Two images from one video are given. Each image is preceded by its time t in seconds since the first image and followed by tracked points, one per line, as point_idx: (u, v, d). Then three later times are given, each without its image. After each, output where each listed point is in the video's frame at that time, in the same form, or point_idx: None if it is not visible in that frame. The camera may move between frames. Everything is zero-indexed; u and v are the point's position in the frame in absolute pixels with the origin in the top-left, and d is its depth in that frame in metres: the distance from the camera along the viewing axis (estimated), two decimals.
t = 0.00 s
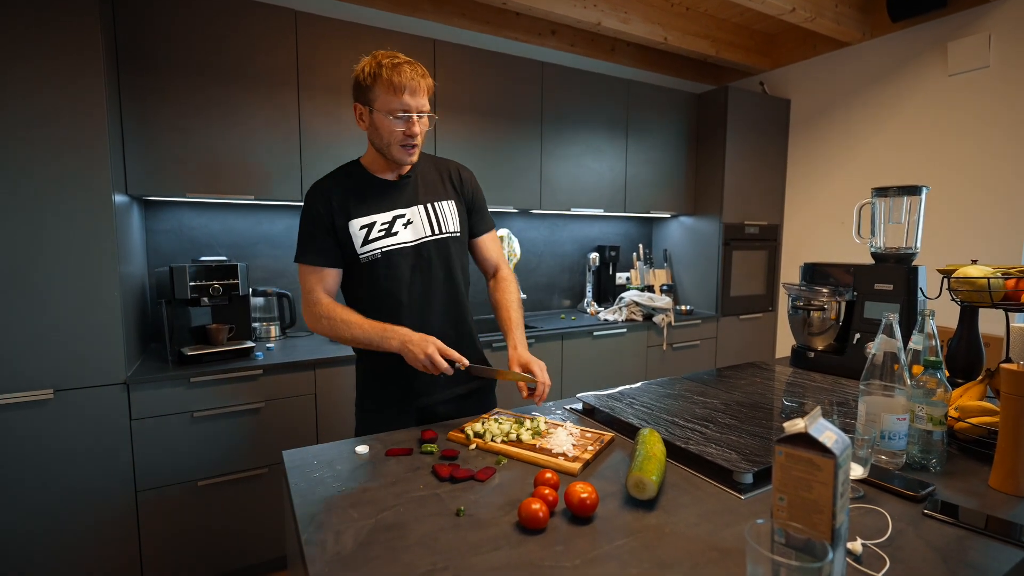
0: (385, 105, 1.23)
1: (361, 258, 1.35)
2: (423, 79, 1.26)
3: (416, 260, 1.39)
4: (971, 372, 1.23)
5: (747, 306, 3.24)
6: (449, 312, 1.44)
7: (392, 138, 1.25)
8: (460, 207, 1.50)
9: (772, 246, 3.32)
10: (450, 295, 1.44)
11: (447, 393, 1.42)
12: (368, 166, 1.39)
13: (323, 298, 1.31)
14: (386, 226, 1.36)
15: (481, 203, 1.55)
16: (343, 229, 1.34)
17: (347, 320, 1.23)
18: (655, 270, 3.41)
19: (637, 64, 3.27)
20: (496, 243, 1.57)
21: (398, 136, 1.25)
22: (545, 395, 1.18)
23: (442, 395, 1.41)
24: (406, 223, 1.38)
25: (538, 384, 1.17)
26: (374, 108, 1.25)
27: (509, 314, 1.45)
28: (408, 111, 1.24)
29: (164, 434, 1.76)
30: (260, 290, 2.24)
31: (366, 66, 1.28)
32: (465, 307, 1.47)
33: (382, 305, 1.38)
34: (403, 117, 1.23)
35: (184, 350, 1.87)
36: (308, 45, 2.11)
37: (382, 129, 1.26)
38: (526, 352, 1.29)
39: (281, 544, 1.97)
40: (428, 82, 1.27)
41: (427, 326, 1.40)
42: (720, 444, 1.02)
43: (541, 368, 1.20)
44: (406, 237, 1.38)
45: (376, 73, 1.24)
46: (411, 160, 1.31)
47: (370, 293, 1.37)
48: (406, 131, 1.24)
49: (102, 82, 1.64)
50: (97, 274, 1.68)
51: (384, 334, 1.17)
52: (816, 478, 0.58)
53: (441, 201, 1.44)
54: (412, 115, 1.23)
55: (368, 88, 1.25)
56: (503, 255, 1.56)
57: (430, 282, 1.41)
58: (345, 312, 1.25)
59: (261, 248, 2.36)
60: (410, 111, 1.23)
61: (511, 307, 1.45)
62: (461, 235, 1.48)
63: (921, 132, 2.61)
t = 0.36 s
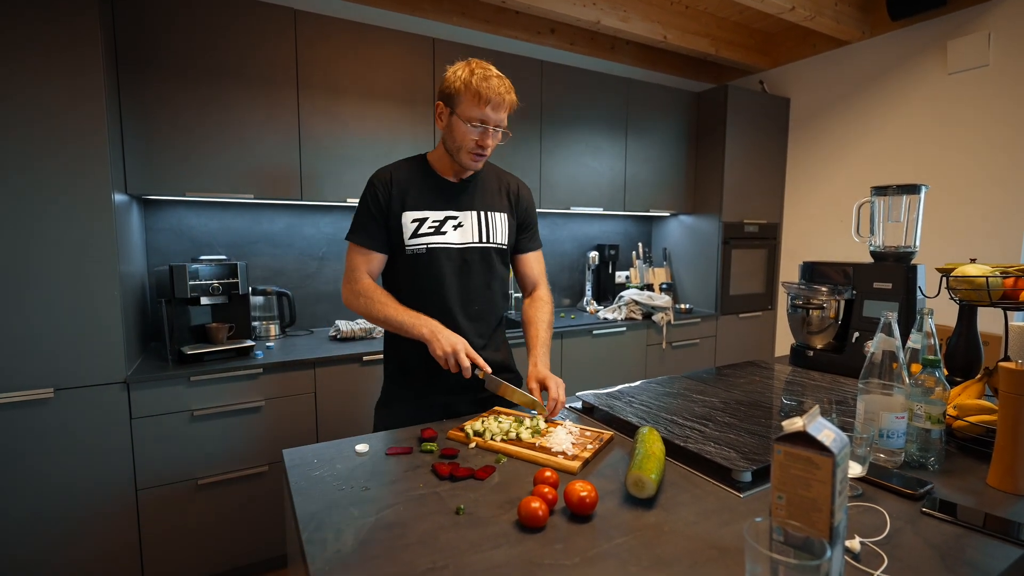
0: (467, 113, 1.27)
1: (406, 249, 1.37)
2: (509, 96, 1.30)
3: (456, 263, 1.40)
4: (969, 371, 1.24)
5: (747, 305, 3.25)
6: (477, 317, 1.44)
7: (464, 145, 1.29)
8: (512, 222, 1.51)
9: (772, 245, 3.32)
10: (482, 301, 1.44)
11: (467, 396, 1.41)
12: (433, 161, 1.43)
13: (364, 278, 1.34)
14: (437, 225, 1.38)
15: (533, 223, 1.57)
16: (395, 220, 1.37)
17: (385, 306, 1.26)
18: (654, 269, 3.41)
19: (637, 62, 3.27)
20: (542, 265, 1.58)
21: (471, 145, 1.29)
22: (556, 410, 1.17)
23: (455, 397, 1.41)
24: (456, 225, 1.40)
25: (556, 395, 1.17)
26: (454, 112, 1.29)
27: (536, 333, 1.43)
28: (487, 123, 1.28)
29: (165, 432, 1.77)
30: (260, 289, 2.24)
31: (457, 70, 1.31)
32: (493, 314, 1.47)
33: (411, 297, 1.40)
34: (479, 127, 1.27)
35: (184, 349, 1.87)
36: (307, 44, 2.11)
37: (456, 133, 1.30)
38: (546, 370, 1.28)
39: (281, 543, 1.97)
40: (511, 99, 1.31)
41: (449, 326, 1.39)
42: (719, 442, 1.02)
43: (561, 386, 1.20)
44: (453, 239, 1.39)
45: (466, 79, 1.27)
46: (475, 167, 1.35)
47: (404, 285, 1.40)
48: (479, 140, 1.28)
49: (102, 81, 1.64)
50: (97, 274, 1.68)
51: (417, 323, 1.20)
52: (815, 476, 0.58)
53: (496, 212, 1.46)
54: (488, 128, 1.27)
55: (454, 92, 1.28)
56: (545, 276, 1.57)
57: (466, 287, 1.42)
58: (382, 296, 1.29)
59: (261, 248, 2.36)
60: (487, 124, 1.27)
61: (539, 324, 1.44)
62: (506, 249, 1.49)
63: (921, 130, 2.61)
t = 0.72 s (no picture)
0: (509, 119, 1.27)
1: (430, 244, 1.38)
2: (553, 107, 1.30)
3: (477, 263, 1.40)
4: (967, 369, 1.24)
5: (746, 303, 3.25)
6: (491, 318, 1.44)
7: (502, 150, 1.30)
8: (537, 230, 1.52)
9: (771, 244, 3.32)
10: (497, 303, 1.45)
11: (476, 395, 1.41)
12: (466, 157, 1.44)
13: (383, 266, 1.35)
14: (463, 223, 1.39)
15: (558, 233, 1.58)
16: (424, 214, 1.38)
17: (398, 299, 1.27)
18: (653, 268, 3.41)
19: (636, 61, 3.27)
20: (563, 275, 1.58)
21: (508, 151, 1.30)
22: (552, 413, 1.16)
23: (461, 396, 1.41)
24: (483, 226, 1.40)
25: (557, 396, 1.17)
26: (496, 116, 1.29)
27: (549, 337, 1.41)
28: (527, 132, 1.28)
29: (165, 431, 1.77)
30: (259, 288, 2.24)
31: (506, 75, 1.31)
32: (508, 317, 1.47)
33: (425, 292, 1.41)
34: (519, 135, 1.28)
35: (184, 348, 1.88)
36: (307, 43, 2.11)
37: (496, 137, 1.30)
38: (550, 370, 1.28)
39: (281, 541, 1.98)
40: (555, 110, 1.31)
41: (459, 324, 1.40)
42: (717, 441, 1.03)
43: (563, 389, 1.19)
44: (478, 240, 1.40)
45: (513, 86, 1.26)
46: (509, 171, 1.37)
47: (423, 279, 1.41)
48: (517, 148, 1.30)
49: (101, 80, 1.64)
50: (97, 273, 1.68)
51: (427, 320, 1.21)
52: (811, 475, 0.58)
53: (523, 218, 1.46)
54: (528, 137, 1.28)
55: (500, 97, 1.28)
56: (565, 286, 1.57)
57: (485, 288, 1.42)
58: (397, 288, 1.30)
59: (261, 247, 2.36)
60: (528, 133, 1.28)
61: (552, 328, 1.42)
62: (528, 255, 1.49)
63: (920, 130, 2.61)
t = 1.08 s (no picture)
0: (516, 118, 1.27)
1: (437, 243, 1.38)
2: (559, 106, 1.30)
3: (483, 263, 1.40)
4: (965, 368, 1.24)
5: (745, 302, 3.25)
6: (495, 317, 1.44)
7: (508, 149, 1.31)
8: (543, 229, 1.52)
9: (771, 243, 3.33)
10: (502, 302, 1.45)
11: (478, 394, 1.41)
12: (472, 157, 1.44)
13: (392, 269, 1.35)
14: (470, 223, 1.39)
15: (563, 233, 1.58)
16: (431, 213, 1.38)
17: (405, 306, 1.29)
18: (653, 267, 3.42)
19: (636, 61, 3.27)
20: (568, 274, 1.59)
21: (515, 150, 1.30)
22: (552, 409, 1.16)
23: (463, 395, 1.41)
24: (489, 226, 1.40)
25: (557, 394, 1.18)
26: (503, 115, 1.29)
27: (552, 334, 1.42)
28: (534, 131, 1.29)
29: (165, 430, 1.78)
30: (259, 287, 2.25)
31: (514, 75, 1.31)
32: (513, 316, 1.47)
33: (430, 291, 1.41)
34: (526, 134, 1.28)
35: (184, 348, 1.88)
36: (307, 43, 2.11)
37: (502, 136, 1.30)
38: (553, 368, 1.28)
39: (281, 539, 1.98)
40: (562, 110, 1.31)
41: (463, 324, 1.40)
42: (715, 439, 1.03)
43: (564, 387, 1.20)
44: (484, 239, 1.40)
45: (520, 86, 1.27)
46: (515, 170, 1.37)
47: (429, 278, 1.41)
48: (523, 148, 1.30)
49: (101, 80, 1.64)
50: (97, 273, 1.68)
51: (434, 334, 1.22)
52: (808, 474, 0.59)
53: (529, 218, 1.47)
54: (534, 137, 1.29)
55: (507, 96, 1.29)
56: (570, 285, 1.58)
57: (490, 288, 1.43)
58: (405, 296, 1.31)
59: (260, 246, 2.37)
60: (534, 132, 1.28)
61: (556, 327, 1.43)
62: (534, 255, 1.50)
63: (919, 129, 2.61)
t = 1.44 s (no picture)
0: (519, 121, 1.27)
1: (437, 244, 1.38)
2: (564, 110, 1.30)
3: (482, 264, 1.41)
4: (964, 367, 1.25)
5: (745, 301, 3.25)
6: (494, 317, 1.44)
7: (511, 151, 1.31)
8: (543, 231, 1.52)
9: (771, 242, 3.33)
10: (501, 302, 1.45)
11: (478, 394, 1.42)
12: (474, 157, 1.44)
13: (386, 264, 1.35)
14: (470, 223, 1.39)
15: (563, 234, 1.58)
16: (431, 213, 1.38)
17: (399, 301, 1.28)
18: (653, 266, 3.42)
19: (635, 60, 3.26)
20: (569, 275, 1.59)
21: (517, 153, 1.31)
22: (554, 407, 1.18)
23: (462, 394, 1.41)
24: (489, 227, 1.41)
25: (558, 395, 1.17)
26: (507, 117, 1.29)
27: (554, 333, 1.43)
28: (537, 135, 1.29)
29: (166, 430, 1.78)
30: (258, 287, 2.24)
31: (519, 76, 1.31)
32: (512, 317, 1.47)
33: (429, 290, 1.42)
34: (528, 137, 1.28)
35: (184, 347, 1.88)
36: (306, 42, 2.11)
37: (505, 138, 1.31)
38: (556, 368, 1.28)
39: (282, 539, 1.99)
40: (566, 114, 1.31)
41: (462, 323, 1.40)
42: (715, 438, 1.04)
43: (566, 388, 1.20)
44: (484, 240, 1.40)
45: (525, 88, 1.26)
46: (516, 173, 1.37)
47: (428, 278, 1.41)
48: (526, 150, 1.30)
49: (100, 80, 1.64)
50: (97, 272, 1.68)
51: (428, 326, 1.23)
52: (807, 472, 0.59)
53: (529, 220, 1.47)
54: (537, 140, 1.29)
55: (512, 98, 1.28)
56: (571, 285, 1.58)
57: (490, 287, 1.43)
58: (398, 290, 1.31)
59: (260, 246, 2.37)
60: (537, 136, 1.28)
61: (558, 327, 1.43)
62: (533, 257, 1.50)
63: (918, 128, 2.61)
